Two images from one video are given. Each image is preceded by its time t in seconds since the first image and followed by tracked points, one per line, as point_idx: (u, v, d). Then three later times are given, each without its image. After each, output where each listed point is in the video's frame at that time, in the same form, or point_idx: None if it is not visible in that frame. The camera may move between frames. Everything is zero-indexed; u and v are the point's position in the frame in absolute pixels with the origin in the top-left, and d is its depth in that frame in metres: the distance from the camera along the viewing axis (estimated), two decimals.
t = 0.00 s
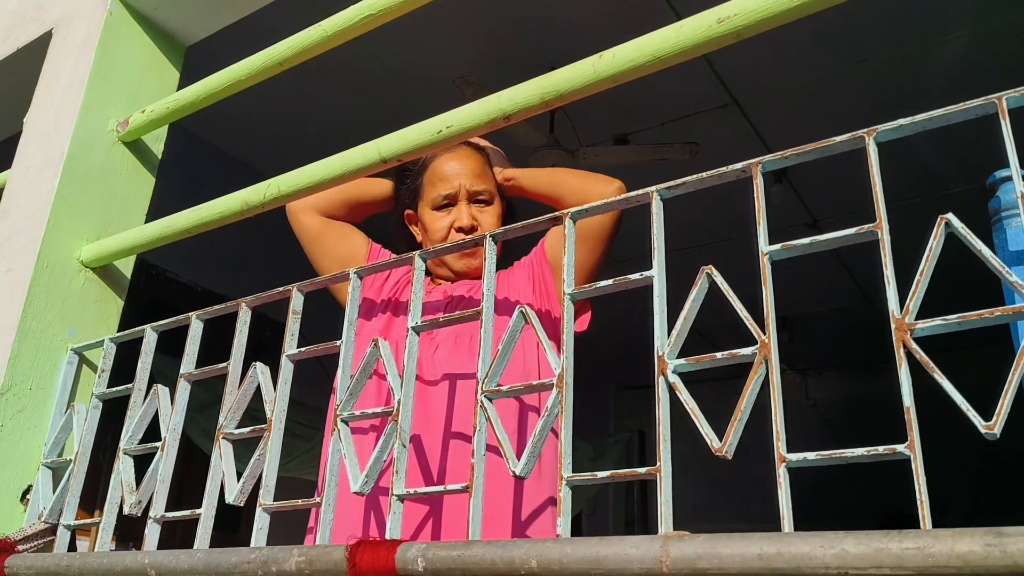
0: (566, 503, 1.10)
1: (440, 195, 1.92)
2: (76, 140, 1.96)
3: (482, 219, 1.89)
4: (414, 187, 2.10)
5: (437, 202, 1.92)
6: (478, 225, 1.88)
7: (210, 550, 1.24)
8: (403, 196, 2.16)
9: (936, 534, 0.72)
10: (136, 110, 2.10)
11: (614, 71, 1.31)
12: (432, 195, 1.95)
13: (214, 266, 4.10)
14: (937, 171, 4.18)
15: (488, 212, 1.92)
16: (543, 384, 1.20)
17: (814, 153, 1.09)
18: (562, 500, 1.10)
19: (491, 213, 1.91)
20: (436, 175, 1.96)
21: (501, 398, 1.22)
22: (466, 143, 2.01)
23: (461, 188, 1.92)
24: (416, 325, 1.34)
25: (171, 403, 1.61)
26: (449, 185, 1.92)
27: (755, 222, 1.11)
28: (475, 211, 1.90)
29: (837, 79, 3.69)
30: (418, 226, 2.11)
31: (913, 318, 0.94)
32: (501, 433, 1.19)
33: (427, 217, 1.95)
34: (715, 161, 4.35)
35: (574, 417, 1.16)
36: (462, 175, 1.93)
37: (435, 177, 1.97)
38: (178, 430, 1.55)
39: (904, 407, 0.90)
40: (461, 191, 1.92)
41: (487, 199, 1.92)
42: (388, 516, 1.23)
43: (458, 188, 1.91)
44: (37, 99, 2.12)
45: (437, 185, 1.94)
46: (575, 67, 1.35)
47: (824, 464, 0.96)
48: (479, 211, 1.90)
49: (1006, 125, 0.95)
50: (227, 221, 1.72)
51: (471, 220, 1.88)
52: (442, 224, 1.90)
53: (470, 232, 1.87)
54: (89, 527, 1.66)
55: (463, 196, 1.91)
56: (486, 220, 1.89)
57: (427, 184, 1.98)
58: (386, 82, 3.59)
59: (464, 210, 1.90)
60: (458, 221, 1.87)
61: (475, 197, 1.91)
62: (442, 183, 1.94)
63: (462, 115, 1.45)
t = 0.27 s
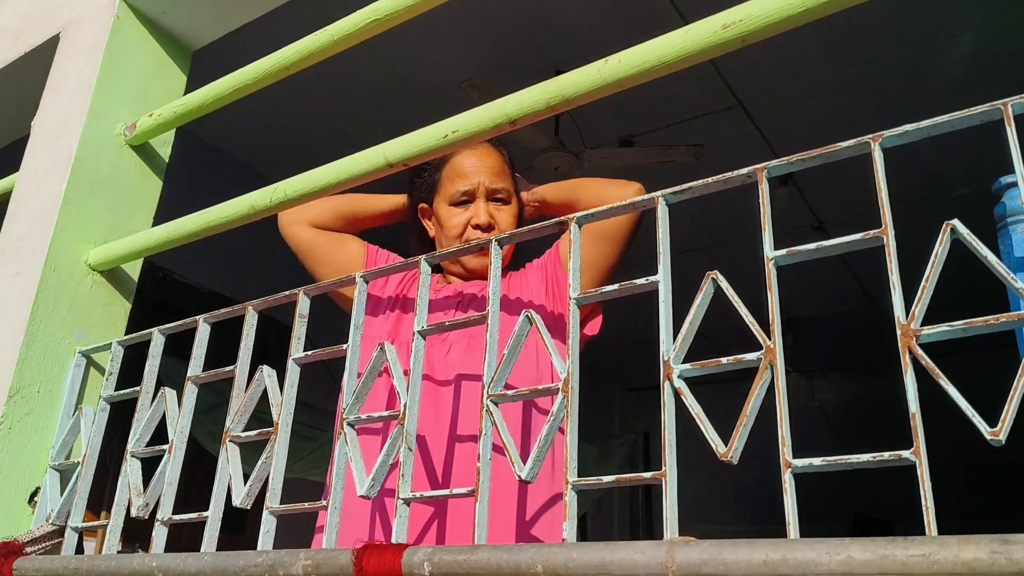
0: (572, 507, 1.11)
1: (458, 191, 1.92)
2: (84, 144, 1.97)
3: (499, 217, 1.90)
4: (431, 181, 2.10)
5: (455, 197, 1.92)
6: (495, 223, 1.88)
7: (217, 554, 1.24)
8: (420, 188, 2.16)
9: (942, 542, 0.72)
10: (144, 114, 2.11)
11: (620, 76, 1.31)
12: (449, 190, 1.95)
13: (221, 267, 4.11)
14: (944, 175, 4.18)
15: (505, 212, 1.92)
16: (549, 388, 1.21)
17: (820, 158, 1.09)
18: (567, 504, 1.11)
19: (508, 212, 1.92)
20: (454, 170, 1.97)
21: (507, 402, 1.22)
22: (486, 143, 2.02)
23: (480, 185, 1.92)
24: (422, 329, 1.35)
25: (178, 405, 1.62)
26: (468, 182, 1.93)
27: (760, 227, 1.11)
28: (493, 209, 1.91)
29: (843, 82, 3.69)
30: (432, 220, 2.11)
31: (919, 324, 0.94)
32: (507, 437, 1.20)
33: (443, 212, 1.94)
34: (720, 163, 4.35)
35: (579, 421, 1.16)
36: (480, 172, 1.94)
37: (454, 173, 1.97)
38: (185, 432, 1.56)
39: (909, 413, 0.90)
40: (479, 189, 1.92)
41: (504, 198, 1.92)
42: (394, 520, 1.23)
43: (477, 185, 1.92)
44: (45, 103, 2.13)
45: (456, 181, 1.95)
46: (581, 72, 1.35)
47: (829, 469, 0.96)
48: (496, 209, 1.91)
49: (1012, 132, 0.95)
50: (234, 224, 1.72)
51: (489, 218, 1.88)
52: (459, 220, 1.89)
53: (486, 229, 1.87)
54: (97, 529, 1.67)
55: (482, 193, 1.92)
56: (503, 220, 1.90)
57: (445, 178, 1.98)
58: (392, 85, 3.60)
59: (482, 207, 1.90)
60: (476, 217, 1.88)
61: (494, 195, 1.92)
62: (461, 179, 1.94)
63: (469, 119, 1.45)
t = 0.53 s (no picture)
0: (580, 503, 1.11)
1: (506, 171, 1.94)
2: (93, 140, 1.97)
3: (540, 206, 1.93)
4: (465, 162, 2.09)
5: (501, 176, 1.93)
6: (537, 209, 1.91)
7: (226, 547, 1.25)
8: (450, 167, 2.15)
9: (953, 536, 0.72)
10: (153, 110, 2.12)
11: (630, 72, 1.31)
12: (494, 170, 1.97)
13: (228, 264, 4.12)
14: (953, 174, 4.17)
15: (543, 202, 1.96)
16: (558, 383, 1.21)
17: (830, 154, 1.09)
18: (576, 499, 1.11)
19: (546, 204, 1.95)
20: (501, 152, 1.99)
21: (516, 397, 1.22)
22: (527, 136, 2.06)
23: (527, 171, 1.95)
24: (431, 324, 1.35)
25: (187, 400, 1.62)
26: (515, 165, 1.95)
27: (770, 223, 1.11)
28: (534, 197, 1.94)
29: (852, 81, 3.69)
30: (458, 200, 2.08)
31: (930, 320, 0.94)
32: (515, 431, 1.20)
33: (485, 190, 1.95)
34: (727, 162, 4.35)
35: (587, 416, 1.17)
36: (528, 158, 1.97)
37: (500, 154, 1.99)
38: (194, 427, 1.56)
39: (920, 409, 0.90)
40: (525, 173, 1.95)
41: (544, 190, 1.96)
42: (402, 515, 1.23)
43: (524, 170, 1.94)
44: (55, 100, 2.14)
45: (503, 162, 1.96)
46: (591, 68, 1.35)
47: (839, 466, 0.95)
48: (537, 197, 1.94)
49: None
50: (243, 220, 1.73)
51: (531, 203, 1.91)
52: (504, 200, 1.91)
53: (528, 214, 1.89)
54: (106, 523, 1.68)
55: (528, 177, 1.94)
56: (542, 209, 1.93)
57: (490, 158, 1.99)
58: (399, 83, 3.60)
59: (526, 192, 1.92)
60: (520, 200, 1.89)
61: (535, 182, 1.95)
62: (507, 160, 1.96)
63: (478, 115, 1.45)
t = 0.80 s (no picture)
0: (581, 489, 1.10)
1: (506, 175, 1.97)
2: (97, 126, 1.97)
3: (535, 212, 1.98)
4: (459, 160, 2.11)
5: (502, 179, 1.97)
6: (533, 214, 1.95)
7: (227, 532, 1.25)
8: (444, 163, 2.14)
9: (956, 521, 0.71)
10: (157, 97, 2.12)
11: (635, 59, 1.30)
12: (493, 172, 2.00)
13: (231, 255, 4.12)
14: (953, 160, 4.19)
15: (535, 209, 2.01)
16: (560, 370, 1.20)
17: (836, 141, 1.09)
18: (577, 485, 1.11)
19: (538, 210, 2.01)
20: (501, 156, 2.03)
21: (518, 384, 1.22)
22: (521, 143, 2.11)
23: (525, 178, 2.00)
24: (433, 311, 1.35)
25: (189, 386, 1.62)
26: (515, 170, 2.00)
27: (775, 210, 1.10)
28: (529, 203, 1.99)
29: (857, 74, 3.67)
30: (454, 197, 2.08)
31: (935, 307, 0.94)
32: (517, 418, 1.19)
33: (485, 190, 1.98)
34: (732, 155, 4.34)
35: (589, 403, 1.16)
36: (527, 166, 2.03)
37: (498, 158, 2.02)
38: (195, 413, 1.56)
39: (924, 396, 0.89)
40: (524, 179, 2.00)
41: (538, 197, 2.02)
42: (404, 501, 1.23)
43: (523, 176, 1.99)
44: (58, 87, 2.13)
45: (502, 167, 2.00)
46: (595, 55, 1.35)
47: (841, 452, 0.95)
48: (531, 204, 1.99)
49: None
50: (246, 207, 1.72)
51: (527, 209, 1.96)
52: (503, 203, 1.94)
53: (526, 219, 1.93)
54: (107, 509, 1.68)
55: (526, 184, 1.99)
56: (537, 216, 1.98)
57: (491, 161, 2.03)
58: (403, 73, 3.60)
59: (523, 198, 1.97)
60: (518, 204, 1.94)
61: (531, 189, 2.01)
62: (508, 164, 2.00)
63: (483, 102, 1.45)
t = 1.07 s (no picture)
0: (575, 477, 1.10)
1: (464, 177, 1.99)
2: (94, 113, 1.97)
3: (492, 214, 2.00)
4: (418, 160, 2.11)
5: (463, 181, 1.99)
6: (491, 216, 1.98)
7: (220, 518, 1.25)
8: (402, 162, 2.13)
9: (948, 509, 0.71)
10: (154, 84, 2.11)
11: (633, 48, 1.30)
12: (453, 174, 2.01)
13: (228, 245, 4.11)
14: (949, 153, 4.19)
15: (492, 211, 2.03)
16: (556, 359, 1.20)
17: (834, 131, 1.08)
18: (571, 474, 1.10)
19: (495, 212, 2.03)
20: (459, 158, 2.04)
21: (513, 372, 1.22)
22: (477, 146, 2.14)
23: (483, 180, 2.02)
24: (429, 299, 1.34)
25: (184, 373, 1.62)
26: (475, 172, 2.02)
27: (772, 199, 1.10)
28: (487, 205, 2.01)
29: (858, 68, 3.67)
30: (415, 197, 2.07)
31: (930, 297, 0.93)
32: (512, 406, 1.19)
33: (446, 191, 1.98)
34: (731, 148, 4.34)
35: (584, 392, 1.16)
36: (485, 169, 2.05)
37: (455, 160, 2.04)
38: (190, 400, 1.56)
39: (918, 386, 0.89)
40: (482, 182, 2.02)
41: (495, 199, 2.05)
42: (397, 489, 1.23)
43: (480, 178, 2.01)
44: (56, 73, 2.13)
45: (460, 168, 2.02)
46: (593, 44, 1.34)
47: (835, 442, 0.95)
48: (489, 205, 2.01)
49: None
50: (242, 194, 1.72)
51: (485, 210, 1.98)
52: (461, 204, 1.96)
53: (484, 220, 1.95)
54: (102, 495, 1.68)
55: (484, 186, 2.02)
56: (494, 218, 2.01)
57: (450, 163, 2.04)
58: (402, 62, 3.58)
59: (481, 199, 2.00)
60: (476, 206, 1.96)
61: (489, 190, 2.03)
62: (468, 166, 2.02)
63: (480, 90, 1.44)
